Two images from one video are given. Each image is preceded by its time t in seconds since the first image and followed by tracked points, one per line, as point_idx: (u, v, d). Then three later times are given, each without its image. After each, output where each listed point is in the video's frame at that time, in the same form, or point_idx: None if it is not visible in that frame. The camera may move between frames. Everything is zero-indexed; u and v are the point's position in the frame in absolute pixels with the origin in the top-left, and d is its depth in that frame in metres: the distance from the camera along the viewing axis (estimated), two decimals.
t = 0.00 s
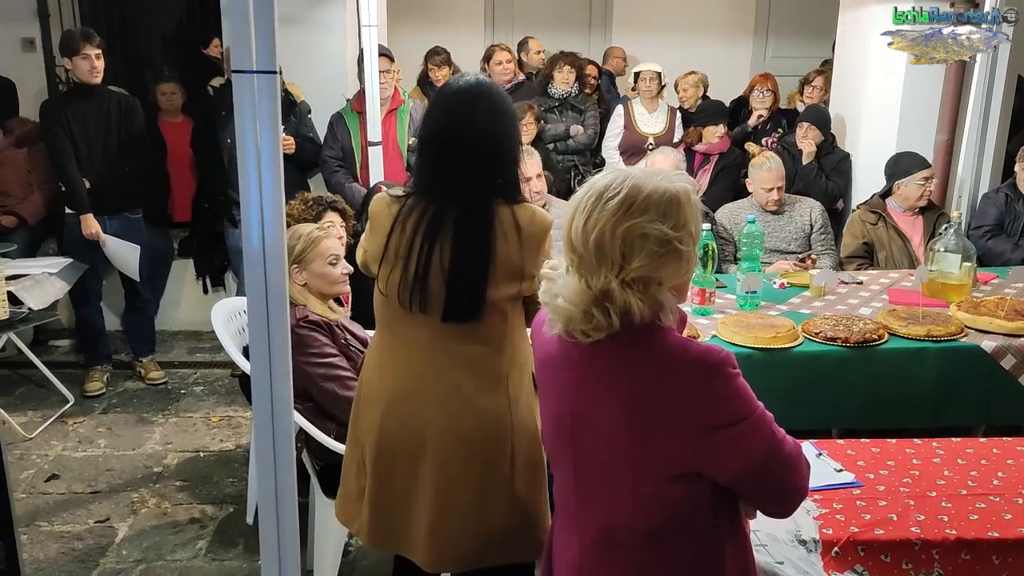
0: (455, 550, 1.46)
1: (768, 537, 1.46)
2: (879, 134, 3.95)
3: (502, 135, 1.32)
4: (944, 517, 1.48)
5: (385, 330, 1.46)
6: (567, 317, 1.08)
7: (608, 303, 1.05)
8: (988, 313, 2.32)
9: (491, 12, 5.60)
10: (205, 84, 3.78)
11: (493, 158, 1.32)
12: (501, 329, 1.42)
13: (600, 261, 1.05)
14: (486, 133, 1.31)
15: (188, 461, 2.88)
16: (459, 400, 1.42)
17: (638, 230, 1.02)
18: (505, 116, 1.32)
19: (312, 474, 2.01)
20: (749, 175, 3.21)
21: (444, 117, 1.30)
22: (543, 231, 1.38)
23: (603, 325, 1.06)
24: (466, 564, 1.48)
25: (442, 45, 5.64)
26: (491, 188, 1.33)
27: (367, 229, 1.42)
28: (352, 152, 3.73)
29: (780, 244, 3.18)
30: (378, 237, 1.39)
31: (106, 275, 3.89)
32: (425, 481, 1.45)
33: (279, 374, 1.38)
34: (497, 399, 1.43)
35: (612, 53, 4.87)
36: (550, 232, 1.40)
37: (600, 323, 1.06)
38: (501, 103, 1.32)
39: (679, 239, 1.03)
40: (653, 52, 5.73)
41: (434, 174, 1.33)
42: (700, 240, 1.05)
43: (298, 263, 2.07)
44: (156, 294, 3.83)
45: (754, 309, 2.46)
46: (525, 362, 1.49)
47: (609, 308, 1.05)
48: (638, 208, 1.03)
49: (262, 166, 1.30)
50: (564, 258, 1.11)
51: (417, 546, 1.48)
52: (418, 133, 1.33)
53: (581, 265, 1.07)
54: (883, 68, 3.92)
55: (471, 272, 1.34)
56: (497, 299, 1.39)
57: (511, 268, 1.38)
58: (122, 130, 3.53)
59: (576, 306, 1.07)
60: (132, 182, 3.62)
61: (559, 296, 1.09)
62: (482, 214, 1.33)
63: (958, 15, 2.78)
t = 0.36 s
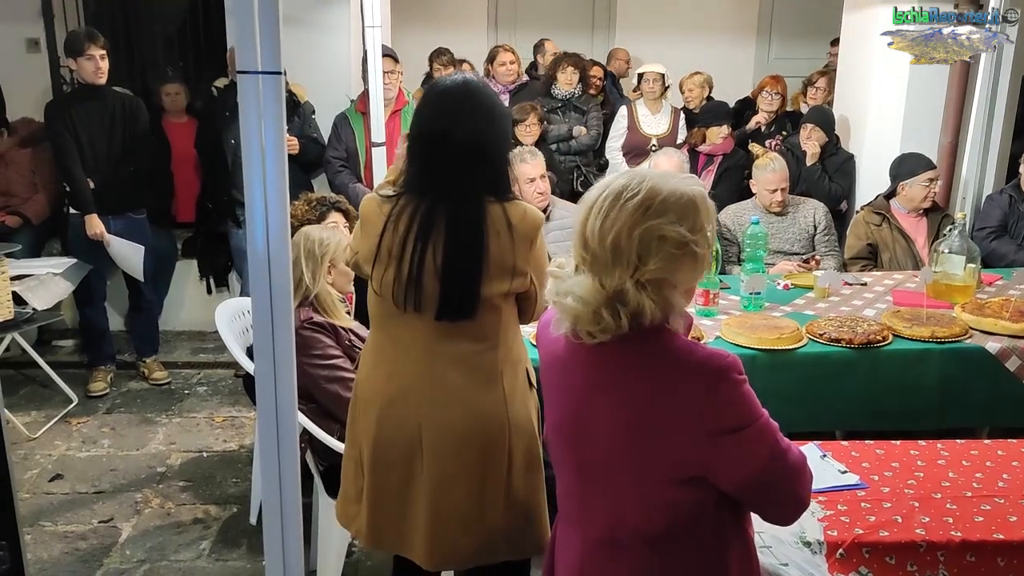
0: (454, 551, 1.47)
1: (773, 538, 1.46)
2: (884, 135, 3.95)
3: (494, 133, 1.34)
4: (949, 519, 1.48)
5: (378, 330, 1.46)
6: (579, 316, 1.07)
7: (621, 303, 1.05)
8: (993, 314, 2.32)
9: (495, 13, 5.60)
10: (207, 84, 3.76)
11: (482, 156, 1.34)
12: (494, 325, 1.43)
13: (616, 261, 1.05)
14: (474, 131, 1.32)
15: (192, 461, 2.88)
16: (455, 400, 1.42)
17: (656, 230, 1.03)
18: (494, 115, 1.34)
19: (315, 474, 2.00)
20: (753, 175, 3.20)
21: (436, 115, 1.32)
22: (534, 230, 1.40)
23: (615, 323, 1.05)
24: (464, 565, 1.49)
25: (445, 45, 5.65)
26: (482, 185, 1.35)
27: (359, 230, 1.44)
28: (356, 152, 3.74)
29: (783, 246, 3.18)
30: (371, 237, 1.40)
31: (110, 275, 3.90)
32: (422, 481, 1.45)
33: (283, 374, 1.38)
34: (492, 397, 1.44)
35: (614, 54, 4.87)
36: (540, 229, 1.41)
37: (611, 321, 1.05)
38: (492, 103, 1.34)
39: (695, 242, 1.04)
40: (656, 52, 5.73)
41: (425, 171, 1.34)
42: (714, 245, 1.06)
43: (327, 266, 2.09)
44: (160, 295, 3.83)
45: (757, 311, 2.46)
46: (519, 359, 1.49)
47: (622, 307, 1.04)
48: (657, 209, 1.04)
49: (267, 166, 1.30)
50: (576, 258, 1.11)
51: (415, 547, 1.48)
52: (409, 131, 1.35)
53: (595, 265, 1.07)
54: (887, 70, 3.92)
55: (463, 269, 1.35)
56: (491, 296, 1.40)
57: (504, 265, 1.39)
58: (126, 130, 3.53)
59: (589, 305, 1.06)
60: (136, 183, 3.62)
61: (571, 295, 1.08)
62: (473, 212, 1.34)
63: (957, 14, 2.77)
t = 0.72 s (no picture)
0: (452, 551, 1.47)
1: (778, 542, 1.46)
2: (889, 137, 3.95)
3: (485, 130, 1.33)
4: (955, 523, 1.48)
5: (382, 330, 1.47)
6: (644, 323, 1.02)
7: (691, 310, 1.02)
8: (998, 317, 2.31)
9: (499, 15, 5.60)
10: (213, 86, 3.75)
11: (474, 154, 1.33)
12: (488, 326, 1.43)
13: (686, 267, 1.02)
14: (464, 129, 1.32)
15: (197, 463, 2.89)
16: (460, 401, 1.42)
17: (723, 238, 1.03)
18: (488, 114, 1.34)
19: (319, 476, 2.00)
20: (758, 178, 3.20)
21: (430, 114, 1.33)
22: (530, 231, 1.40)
23: (680, 331, 1.02)
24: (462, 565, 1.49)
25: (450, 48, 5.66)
26: (474, 183, 1.34)
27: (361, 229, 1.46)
28: (360, 155, 3.74)
29: (788, 248, 3.18)
30: (370, 236, 1.42)
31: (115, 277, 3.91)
32: (416, 482, 1.46)
33: (289, 376, 1.38)
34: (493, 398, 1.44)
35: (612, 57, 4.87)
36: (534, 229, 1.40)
37: (677, 329, 1.01)
38: (485, 101, 1.34)
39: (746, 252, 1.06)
40: (660, 54, 5.73)
41: (419, 171, 1.35)
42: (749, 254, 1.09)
43: (338, 267, 2.11)
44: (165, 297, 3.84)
45: (762, 313, 2.45)
46: (518, 360, 1.49)
47: (686, 314, 1.01)
48: (719, 216, 1.04)
49: (272, 169, 1.30)
50: (624, 258, 1.04)
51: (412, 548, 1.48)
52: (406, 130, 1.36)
53: (658, 269, 1.03)
54: (892, 73, 3.92)
55: (455, 268, 1.35)
56: (485, 296, 1.40)
57: (495, 263, 1.39)
58: (131, 133, 3.54)
59: (658, 312, 1.01)
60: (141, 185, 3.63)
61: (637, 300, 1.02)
62: (463, 211, 1.34)
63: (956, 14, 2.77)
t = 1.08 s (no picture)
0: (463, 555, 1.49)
1: (787, 544, 1.44)
2: (896, 139, 3.95)
3: (485, 135, 1.33)
4: (965, 526, 1.47)
5: (390, 325, 1.50)
6: (671, 321, 1.01)
7: (717, 310, 1.02)
8: (1007, 320, 2.31)
9: (505, 17, 5.61)
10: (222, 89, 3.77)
11: (468, 156, 1.34)
12: (470, 331, 1.41)
13: (712, 267, 1.02)
14: (462, 132, 1.33)
15: (204, 464, 2.89)
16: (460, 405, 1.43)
17: (748, 239, 1.03)
18: (493, 119, 1.34)
19: (328, 478, 2.01)
20: (765, 180, 3.19)
21: (436, 118, 1.36)
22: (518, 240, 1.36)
23: (706, 330, 1.02)
24: (475, 571, 1.51)
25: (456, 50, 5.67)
26: (471, 185, 1.35)
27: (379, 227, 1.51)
28: (368, 157, 3.75)
29: (796, 250, 3.17)
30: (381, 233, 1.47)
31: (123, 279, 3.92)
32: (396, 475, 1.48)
33: (300, 378, 1.39)
34: (493, 403, 1.44)
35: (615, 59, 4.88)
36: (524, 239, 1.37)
37: (704, 328, 1.02)
38: (501, 113, 1.35)
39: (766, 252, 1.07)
40: (666, 56, 5.73)
41: (423, 171, 1.39)
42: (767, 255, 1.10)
43: (345, 269, 2.12)
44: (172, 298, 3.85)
45: (770, 315, 2.45)
46: (506, 370, 1.46)
47: (713, 313, 1.02)
48: (743, 217, 1.04)
49: (283, 172, 1.31)
50: (649, 257, 1.04)
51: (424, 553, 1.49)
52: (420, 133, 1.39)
53: (684, 268, 1.02)
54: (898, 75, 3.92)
55: (435, 267, 1.36)
56: (458, 298, 1.38)
57: (474, 266, 1.37)
58: (138, 135, 3.55)
59: (687, 312, 1.01)
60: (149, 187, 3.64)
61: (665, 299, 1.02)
62: (450, 211, 1.35)
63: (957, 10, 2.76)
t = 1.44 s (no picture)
0: (463, 562, 1.48)
1: (791, 547, 1.44)
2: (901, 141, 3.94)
3: (474, 137, 1.34)
4: (970, 528, 1.47)
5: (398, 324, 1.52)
6: (676, 325, 1.02)
7: (721, 314, 1.02)
8: (1012, 322, 2.30)
9: (509, 19, 5.61)
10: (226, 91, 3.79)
11: (457, 158, 1.35)
12: (449, 333, 1.40)
13: (716, 271, 1.02)
14: (453, 134, 1.35)
15: (209, 466, 2.90)
16: (450, 409, 1.42)
17: (752, 241, 1.02)
18: (487, 122, 1.34)
19: (332, 480, 2.01)
20: (770, 182, 3.19)
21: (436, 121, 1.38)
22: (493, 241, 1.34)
23: (710, 335, 1.02)
24: None
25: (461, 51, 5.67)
26: (460, 187, 1.37)
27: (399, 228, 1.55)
28: (374, 159, 3.75)
29: (800, 251, 3.17)
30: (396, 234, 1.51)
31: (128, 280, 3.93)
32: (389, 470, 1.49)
33: (306, 380, 1.39)
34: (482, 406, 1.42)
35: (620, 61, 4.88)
36: (498, 242, 1.34)
37: (708, 332, 1.02)
38: (498, 120, 1.35)
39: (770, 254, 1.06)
40: (670, 57, 5.73)
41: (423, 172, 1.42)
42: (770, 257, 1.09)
43: (350, 272, 2.12)
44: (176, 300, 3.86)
45: (775, 317, 2.45)
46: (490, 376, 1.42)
47: (717, 318, 1.02)
48: (746, 220, 1.03)
49: (289, 175, 1.31)
50: (652, 262, 1.04)
51: (424, 558, 1.49)
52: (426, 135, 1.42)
53: (688, 273, 1.03)
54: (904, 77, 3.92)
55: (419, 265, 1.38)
56: (435, 301, 1.39)
57: (450, 270, 1.37)
58: (143, 138, 3.56)
59: (692, 316, 1.01)
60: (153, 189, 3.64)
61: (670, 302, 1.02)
62: (434, 211, 1.38)
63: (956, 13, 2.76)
